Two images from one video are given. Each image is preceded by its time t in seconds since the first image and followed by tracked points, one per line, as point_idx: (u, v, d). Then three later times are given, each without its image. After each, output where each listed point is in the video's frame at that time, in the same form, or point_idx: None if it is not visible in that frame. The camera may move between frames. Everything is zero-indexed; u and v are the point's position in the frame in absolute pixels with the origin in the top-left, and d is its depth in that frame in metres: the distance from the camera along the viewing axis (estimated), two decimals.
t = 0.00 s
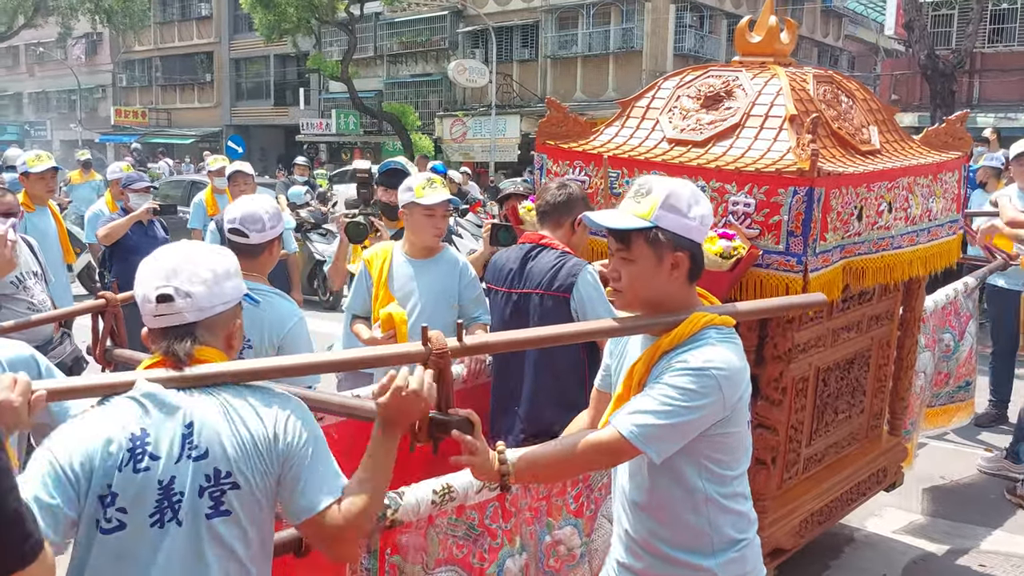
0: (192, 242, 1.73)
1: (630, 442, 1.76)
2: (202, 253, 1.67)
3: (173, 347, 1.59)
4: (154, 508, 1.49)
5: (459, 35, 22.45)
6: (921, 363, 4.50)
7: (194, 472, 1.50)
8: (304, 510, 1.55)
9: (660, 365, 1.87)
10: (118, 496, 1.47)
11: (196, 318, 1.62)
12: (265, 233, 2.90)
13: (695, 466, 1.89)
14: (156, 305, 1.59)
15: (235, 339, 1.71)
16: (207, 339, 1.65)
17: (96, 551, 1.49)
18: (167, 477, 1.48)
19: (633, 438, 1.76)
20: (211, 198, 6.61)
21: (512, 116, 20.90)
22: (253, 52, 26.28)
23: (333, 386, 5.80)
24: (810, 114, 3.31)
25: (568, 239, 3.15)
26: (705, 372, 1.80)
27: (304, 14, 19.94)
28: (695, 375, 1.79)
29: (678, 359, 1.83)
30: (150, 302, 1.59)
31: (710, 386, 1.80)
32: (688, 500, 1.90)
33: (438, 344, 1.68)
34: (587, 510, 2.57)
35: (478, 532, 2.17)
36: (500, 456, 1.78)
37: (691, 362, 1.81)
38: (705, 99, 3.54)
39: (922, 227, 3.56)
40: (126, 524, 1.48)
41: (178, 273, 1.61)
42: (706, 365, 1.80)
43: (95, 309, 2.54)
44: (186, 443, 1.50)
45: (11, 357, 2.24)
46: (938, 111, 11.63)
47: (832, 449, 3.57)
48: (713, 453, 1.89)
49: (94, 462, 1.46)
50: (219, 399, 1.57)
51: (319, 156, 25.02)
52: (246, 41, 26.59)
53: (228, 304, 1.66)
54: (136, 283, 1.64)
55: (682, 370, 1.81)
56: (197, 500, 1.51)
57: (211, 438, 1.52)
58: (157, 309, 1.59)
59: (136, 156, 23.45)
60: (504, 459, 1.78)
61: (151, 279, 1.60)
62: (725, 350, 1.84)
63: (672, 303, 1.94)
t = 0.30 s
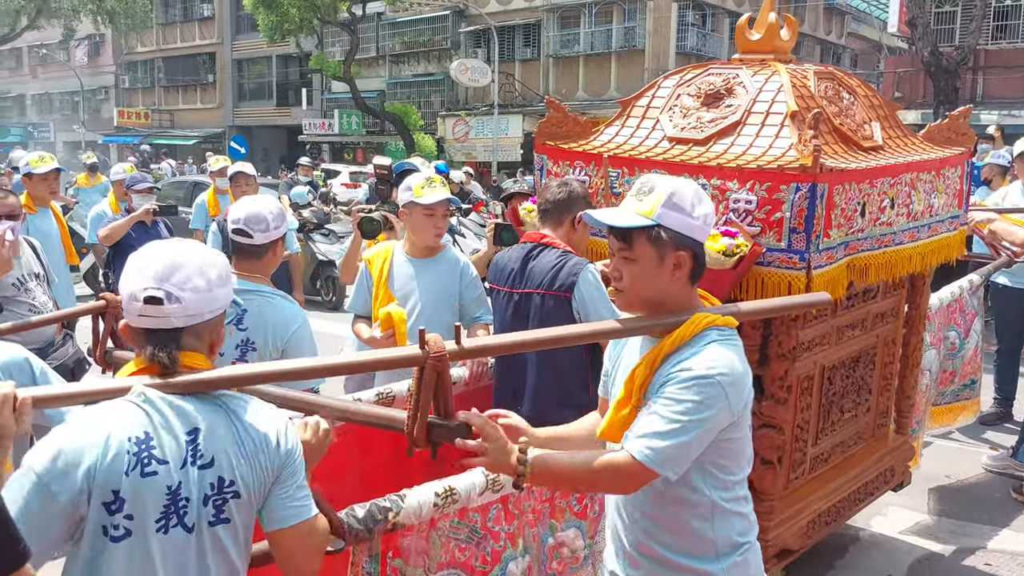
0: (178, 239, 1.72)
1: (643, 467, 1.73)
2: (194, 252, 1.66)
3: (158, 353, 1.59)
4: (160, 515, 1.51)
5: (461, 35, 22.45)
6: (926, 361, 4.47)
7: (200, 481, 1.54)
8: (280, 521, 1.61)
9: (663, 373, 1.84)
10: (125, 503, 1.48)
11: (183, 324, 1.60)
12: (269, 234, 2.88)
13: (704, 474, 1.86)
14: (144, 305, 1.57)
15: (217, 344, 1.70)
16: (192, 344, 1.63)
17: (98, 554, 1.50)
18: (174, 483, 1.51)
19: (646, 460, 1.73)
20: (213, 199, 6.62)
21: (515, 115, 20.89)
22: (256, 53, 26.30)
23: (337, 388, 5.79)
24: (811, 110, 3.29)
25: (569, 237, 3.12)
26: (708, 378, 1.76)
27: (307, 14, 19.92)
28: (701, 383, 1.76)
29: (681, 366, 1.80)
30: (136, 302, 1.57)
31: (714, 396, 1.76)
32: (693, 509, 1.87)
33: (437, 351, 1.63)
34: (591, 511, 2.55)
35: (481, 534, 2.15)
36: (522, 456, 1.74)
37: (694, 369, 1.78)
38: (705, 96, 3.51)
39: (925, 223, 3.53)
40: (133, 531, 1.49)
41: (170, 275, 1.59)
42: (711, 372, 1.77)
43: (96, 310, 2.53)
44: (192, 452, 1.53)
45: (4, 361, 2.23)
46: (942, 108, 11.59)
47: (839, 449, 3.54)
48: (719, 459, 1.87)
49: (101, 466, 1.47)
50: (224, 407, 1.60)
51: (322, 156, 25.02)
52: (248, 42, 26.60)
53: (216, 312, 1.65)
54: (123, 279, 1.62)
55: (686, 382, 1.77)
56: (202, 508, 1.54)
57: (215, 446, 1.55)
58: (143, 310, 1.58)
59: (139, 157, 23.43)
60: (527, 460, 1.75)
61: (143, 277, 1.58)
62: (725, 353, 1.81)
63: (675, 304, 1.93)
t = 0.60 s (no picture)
0: (185, 238, 1.74)
1: (665, 482, 1.64)
2: (208, 253, 1.67)
3: (179, 353, 1.61)
4: (201, 509, 1.59)
5: (460, 36, 22.47)
6: (927, 361, 4.45)
7: (230, 471, 1.66)
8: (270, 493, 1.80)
9: (683, 387, 1.77)
10: (173, 500, 1.54)
11: (200, 325, 1.62)
12: (268, 238, 2.86)
13: (720, 497, 1.78)
14: (162, 305, 1.58)
15: (222, 344, 1.73)
16: (206, 345, 1.66)
17: (141, 557, 1.52)
18: (211, 477, 1.61)
19: (670, 477, 1.64)
20: (212, 201, 6.61)
21: (515, 116, 20.89)
22: (256, 55, 26.30)
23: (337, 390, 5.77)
24: (812, 110, 3.27)
25: (564, 236, 3.11)
26: (732, 394, 1.70)
27: (306, 17, 19.94)
28: (723, 401, 1.69)
29: (704, 379, 1.73)
30: (154, 303, 1.58)
31: (737, 415, 1.69)
32: (710, 535, 1.78)
33: (451, 355, 1.65)
34: (593, 516, 2.54)
35: (483, 541, 2.13)
36: (619, 395, 1.67)
37: (717, 384, 1.71)
38: (706, 96, 3.49)
39: (927, 224, 3.51)
40: (178, 527, 1.55)
41: (192, 274, 1.61)
42: (733, 388, 1.70)
43: (91, 312, 2.53)
44: (224, 446, 1.64)
45: None
46: (942, 108, 11.57)
47: (840, 450, 3.51)
48: (737, 476, 1.79)
49: (154, 465, 1.51)
50: (241, 399, 1.71)
51: (322, 158, 25.01)
52: (248, 45, 26.60)
53: (228, 314, 1.69)
54: (138, 274, 1.62)
55: (711, 396, 1.70)
56: (234, 498, 1.67)
57: (241, 439, 1.67)
58: (162, 310, 1.59)
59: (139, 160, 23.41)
60: (613, 401, 1.67)
61: (164, 276, 1.59)
62: (748, 369, 1.75)
63: (689, 321, 1.90)
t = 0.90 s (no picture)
0: (178, 238, 1.72)
1: (654, 469, 1.64)
2: (199, 250, 1.67)
3: (173, 351, 1.60)
4: (208, 513, 1.62)
5: (459, 39, 22.50)
6: (926, 362, 4.44)
7: (232, 473, 1.68)
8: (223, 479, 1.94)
9: (672, 375, 1.75)
10: (181, 511, 1.56)
11: (191, 322, 1.62)
12: (262, 241, 2.84)
13: (716, 488, 1.76)
14: (153, 302, 1.58)
15: (216, 344, 1.72)
16: (198, 343, 1.65)
17: (156, 566, 1.54)
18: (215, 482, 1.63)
19: (656, 460, 1.64)
20: (212, 205, 6.60)
21: (514, 119, 20.90)
22: (254, 59, 26.29)
23: (337, 392, 5.75)
24: (817, 114, 3.26)
25: (558, 236, 3.13)
26: (720, 382, 1.68)
27: (305, 20, 19.96)
28: (712, 387, 1.68)
29: (691, 370, 1.72)
30: (146, 299, 1.58)
31: (725, 404, 1.68)
32: (702, 530, 1.76)
33: (451, 353, 1.64)
34: (594, 519, 2.52)
35: (484, 543, 2.11)
36: (619, 381, 1.64)
37: (704, 372, 1.70)
38: (710, 97, 3.49)
39: (931, 228, 3.50)
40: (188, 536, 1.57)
41: (182, 272, 1.61)
42: (721, 376, 1.69)
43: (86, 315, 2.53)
44: (226, 450, 1.65)
45: None
46: (941, 108, 11.56)
47: (837, 452, 3.50)
48: (729, 466, 1.77)
49: (161, 478, 1.52)
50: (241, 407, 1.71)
51: (321, 162, 25.01)
52: (246, 49, 26.59)
53: (220, 312, 1.68)
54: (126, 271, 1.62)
55: (697, 384, 1.69)
56: (236, 495, 1.72)
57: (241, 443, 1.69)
58: (153, 307, 1.58)
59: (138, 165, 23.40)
60: (612, 388, 1.64)
61: (154, 272, 1.59)
62: (736, 357, 1.74)
63: (684, 313, 1.87)
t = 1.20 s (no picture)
0: (179, 252, 1.79)
1: (646, 461, 1.64)
2: (203, 264, 1.75)
3: (186, 346, 1.64)
4: (208, 509, 1.68)
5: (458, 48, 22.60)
6: (921, 369, 4.44)
7: (226, 473, 1.74)
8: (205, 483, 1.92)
9: (661, 374, 1.75)
10: (183, 501, 1.60)
11: (197, 325, 1.67)
12: (252, 249, 2.86)
13: (703, 484, 1.76)
14: (163, 303, 1.63)
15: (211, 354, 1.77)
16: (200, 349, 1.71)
17: (157, 560, 1.57)
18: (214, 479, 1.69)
19: (648, 454, 1.64)
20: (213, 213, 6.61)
21: (513, 127, 20.98)
22: (254, 68, 26.38)
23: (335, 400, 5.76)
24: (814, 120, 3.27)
25: (555, 241, 3.16)
26: (710, 380, 1.69)
27: (304, 29, 20.07)
28: (702, 386, 1.69)
29: (681, 368, 1.72)
30: (156, 300, 1.63)
31: (715, 402, 1.69)
32: (693, 525, 1.76)
33: (449, 349, 1.63)
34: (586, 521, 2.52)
35: (476, 545, 2.11)
36: (614, 374, 1.67)
37: (694, 372, 1.70)
38: (708, 102, 3.50)
39: (928, 234, 3.50)
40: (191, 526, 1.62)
41: (192, 279, 1.68)
42: (712, 374, 1.70)
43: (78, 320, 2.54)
44: (222, 450, 1.72)
45: None
46: (939, 114, 11.59)
47: (831, 458, 3.50)
48: (716, 463, 1.77)
49: (166, 470, 1.57)
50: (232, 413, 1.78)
51: (320, 170, 25.06)
52: (246, 58, 26.67)
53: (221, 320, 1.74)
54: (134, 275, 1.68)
55: (689, 382, 1.69)
56: (231, 492, 1.78)
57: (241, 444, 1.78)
58: (161, 307, 1.63)
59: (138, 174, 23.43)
60: (608, 381, 1.66)
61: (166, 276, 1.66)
62: (725, 358, 1.75)
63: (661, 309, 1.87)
